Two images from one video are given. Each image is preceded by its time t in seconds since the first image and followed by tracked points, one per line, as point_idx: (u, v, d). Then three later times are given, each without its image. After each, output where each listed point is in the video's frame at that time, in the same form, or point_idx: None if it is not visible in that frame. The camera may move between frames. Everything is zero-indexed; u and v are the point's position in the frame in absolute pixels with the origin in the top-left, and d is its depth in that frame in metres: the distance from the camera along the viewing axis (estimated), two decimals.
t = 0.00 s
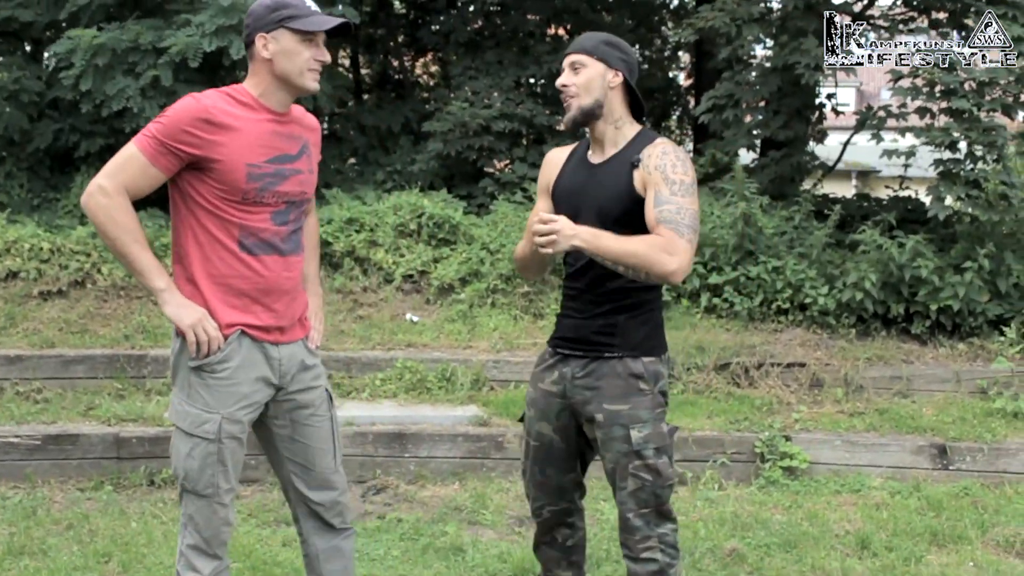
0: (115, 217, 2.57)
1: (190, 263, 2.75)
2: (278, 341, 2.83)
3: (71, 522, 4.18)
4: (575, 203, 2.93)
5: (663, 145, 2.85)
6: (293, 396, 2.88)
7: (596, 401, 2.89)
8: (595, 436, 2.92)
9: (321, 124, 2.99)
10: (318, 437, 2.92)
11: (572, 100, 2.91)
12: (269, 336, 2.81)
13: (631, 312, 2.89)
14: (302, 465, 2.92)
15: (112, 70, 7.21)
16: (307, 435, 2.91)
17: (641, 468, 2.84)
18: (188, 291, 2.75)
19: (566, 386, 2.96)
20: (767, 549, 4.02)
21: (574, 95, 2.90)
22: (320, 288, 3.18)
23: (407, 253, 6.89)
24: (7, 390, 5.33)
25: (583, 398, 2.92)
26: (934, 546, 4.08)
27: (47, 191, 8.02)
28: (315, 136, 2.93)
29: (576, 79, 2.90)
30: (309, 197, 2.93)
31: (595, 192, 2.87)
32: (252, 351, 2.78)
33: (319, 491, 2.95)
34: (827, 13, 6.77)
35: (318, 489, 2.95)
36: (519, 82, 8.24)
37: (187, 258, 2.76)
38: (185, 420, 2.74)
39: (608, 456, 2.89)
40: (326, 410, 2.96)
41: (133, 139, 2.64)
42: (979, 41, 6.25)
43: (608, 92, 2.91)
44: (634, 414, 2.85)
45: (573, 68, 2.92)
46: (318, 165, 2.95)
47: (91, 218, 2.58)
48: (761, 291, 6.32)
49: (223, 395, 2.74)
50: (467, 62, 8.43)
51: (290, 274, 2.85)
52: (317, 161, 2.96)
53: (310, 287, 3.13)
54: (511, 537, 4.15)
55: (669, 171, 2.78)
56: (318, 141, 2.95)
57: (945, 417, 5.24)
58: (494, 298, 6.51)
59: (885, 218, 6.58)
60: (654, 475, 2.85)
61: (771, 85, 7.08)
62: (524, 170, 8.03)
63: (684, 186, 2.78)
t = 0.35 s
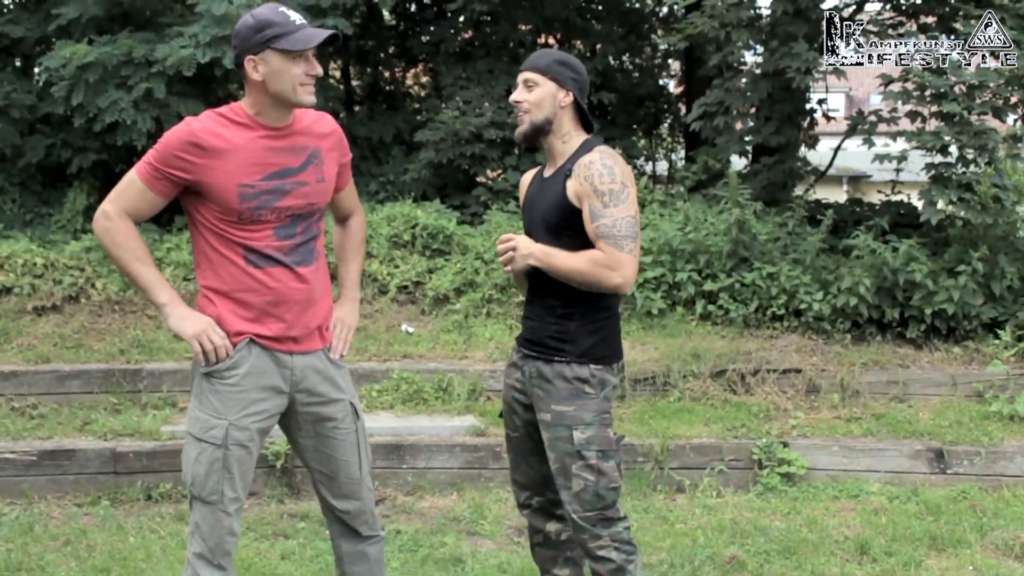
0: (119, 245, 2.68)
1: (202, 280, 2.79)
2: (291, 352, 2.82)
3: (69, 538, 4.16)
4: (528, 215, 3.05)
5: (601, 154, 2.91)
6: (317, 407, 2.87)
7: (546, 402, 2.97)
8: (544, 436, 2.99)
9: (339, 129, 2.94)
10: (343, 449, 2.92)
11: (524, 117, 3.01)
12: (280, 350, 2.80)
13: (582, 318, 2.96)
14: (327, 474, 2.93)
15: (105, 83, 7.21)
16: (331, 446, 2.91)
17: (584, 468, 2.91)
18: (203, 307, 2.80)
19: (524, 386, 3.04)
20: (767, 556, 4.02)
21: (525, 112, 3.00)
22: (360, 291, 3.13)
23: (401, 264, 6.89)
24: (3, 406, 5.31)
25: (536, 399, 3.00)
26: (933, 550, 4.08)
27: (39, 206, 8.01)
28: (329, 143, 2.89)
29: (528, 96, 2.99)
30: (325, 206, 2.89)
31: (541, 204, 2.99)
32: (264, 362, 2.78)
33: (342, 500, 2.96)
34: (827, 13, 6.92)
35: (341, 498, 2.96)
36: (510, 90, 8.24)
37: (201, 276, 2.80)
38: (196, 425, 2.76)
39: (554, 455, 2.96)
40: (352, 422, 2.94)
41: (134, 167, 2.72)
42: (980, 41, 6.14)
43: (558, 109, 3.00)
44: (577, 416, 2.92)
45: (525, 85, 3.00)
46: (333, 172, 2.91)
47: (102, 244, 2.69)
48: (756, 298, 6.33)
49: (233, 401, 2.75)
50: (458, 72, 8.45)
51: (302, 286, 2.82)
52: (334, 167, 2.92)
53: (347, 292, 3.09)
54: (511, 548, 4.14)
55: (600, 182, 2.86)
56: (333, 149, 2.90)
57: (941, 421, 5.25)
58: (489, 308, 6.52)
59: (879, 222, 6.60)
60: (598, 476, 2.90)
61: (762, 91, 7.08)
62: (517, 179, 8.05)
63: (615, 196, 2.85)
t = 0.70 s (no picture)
0: (182, 257, 2.80)
1: (254, 291, 2.87)
2: (339, 359, 2.87)
3: (77, 544, 4.16)
4: (533, 225, 3.06)
5: (607, 159, 2.93)
6: (357, 411, 2.93)
7: (556, 408, 2.99)
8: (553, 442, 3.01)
9: (388, 140, 2.99)
10: (377, 453, 2.97)
11: (540, 129, 3.00)
12: (327, 357, 2.84)
13: (593, 325, 2.98)
14: (359, 478, 2.98)
15: (116, 90, 7.24)
16: (367, 451, 2.96)
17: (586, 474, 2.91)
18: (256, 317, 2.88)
19: (536, 393, 3.07)
20: (777, 567, 4.00)
21: (543, 126, 2.99)
22: (416, 299, 3.19)
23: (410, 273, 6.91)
24: (11, 413, 5.31)
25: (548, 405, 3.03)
26: (944, 562, 4.06)
27: (49, 214, 8.04)
28: (377, 155, 2.95)
29: (544, 109, 2.99)
30: (372, 216, 2.94)
31: (547, 213, 3.00)
32: (312, 365, 2.83)
33: (370, 504, 3.01)
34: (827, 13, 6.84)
35: (369, 503, 3.00)
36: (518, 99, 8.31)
37: (254, 286, 2.88)
38: (238, 422, 2.81)
39: (561, 460, 2.97)
40: (388, 429, 2.99)
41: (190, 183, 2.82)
42: (980, 41, 6.25)
43: (573, 122, 3.02)
44: (584, 421, 2.93)
45: (541, 98, 2.99)
46: (381, 183, 2.96)
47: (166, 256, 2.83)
48: (764, 308, 6.33)
49: (275, 400, 2.80)
50: (467, 82, 8.48)
51: (350, 295, 2.86)
52: (382, 178, 2.97)
53: (402, 299, 3.17)
54: (520, 557, 4.13)
55: (610, 186, 2.87)
56: (381, 160, 2.96)
57: (950, 432, 5.24)
58: (497, 317, 6.53)
59: (888, 233, 6.60)
60: (600, 482, 2.91)
61: (770, 100, 7.08)
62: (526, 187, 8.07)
63: (626, 197, 2.86)
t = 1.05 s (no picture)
0: (204, 252, 2.74)
1: (272, 288, 2.85)
2: (356, 362, 2.87)
3: (94, 544, 4.18)
4: (576, 229, 2.89)
5: (667, 162, 2.81)
6: (374, 415, 2.94)
7: (617, 426, 2.84)
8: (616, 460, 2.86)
9: (407, 150, 3.06)
10: (392, 456, 2.98)
11: (611, 127, 2.82)
12: (348, 354, 2.85)
13: (648, 334, 2.86)
14: (374, 482, 2.99)
15: (133, 91, 7.28)
16: (381, 454, 2.97)
17: (661, 491, 2.77)
18: (272, 315, 2.85)
19: (586, 411, 2.92)
20: (792, 572, 3.99)
21: (615, 122, 2.82)
22: (421, 304, 3.23)
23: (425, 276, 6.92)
24: (28, 413, 5.35)
25: (605, 423, 2.88)
26: (961, 569, 4.04)
27: (65, 215, 8.09)
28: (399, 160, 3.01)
29: (615, 105, 2.82)
30: (391, 219, 2.98)
31: (599, 215, 2.84)
32: (330, 369, 2.83)
33: (385, 508, 3.01)
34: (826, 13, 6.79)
35: (384, 507, 3.01)
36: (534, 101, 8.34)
37: (271, 283, 2.85)
38: (257, 429, 2.80)
39: (630, 479, 2.83)
40: (403, 431, 3.00)
41: (216, 172, 2.79)
42: (979, 41, 6.29)
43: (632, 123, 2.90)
44: (653, 437, 2.79)
45: (610, 94, 2.82)
46: (401, 190, 3.01)
47: (184, 249, 2.76)
48: (780, 313, 6.31)
49: (295, 407, 2.80)
50: (483, 85, 8.51)
51: (369, 294, 2.88)
52: (401, 184, 3.02)
53: (408, 304, 3.20)
54: (535, 560, 4.13)
55: (674, 190, 2.75)
56: (401, 167, 3.01)
57: (967, 439, 5.22)
58: (512, 320, 6.53)
59: (905, 239, 6.60)
60: (676, 498, 2.78)
61: (786, 104, 7.06)
62: (541, 190, 8.08)
63: (689, 205, 2.75)
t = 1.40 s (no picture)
0: (217, 250, 2.75)
1: (287, 289, 2.85)
2: (371, 364, 2.88)
3: (120, 544, 4.21)
4: (621, 231, 2.83)
5: (723, 169, 2.84)
6: (393, 418, 2.94)
7: (658, 427, 2.83)
8: (656, 462, 2.85)
9: (425, 157, 3.07)
10: (414, 459, 2.98)
11: (661, 126, 2.79)
12: (360, 357, 2.85)
13: (691, 338, 2.85)
14: (395, 485, 2.99)
15: (159, 93, 7.34)
16: (405, 458, 2.97)
17: (703, 493, 2.77)
18: (287, 316, 2.86)
19: (622, 416, 2.89)
20: None
21: (665, 120, 2.80)
22: (432, 308, 3.25)
23: (448, 278, 6.93)
24: (55, 413, 5.40)
25: (644, 426, 2.86)
26: None
27: (91, 217, 8.16)
28: (416, 166, 3.02)
29: (663, 104, 2.81)
30: (407, 224, 2.99)
31: (652, 221, 2.79)
32: (346, 370, 2.84)
33: (409, 511, 3.01)
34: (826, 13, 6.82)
35: (410, 511, 3.01)
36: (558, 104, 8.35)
37: (286, 284, 2.87)
38: (273, 432, 2.81)
39: (669, 481, 2.82)
40: (424, 434, 3.01)
41: (232, 174, 2.81)
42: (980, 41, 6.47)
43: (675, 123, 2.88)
44: (697, 438, 2.79)
45: (658, 93, 2.81)
46: (417, 195, 3.03)
47: (199, 248, 2.78)
48: (805, 318, 6.28)
49: (313, 409, 2.81)
50: (507, 87, 8.53)
51: (383, 298, 2.89)
52: (418, 190, 3.04)
53: (421, 308, 3.22)
54: (559, 564, 4.12)
55: (743, 199, 2.79)
56: (419, 173, 3.03)
57: (994, 445, 5.18)
58: (536, 323, 6.53)
59: (932, 243, 6.61)
60: (716, 500, 2.78)
61: (811, 108, 7.02)
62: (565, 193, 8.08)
63: (756, 213, 2.81)
